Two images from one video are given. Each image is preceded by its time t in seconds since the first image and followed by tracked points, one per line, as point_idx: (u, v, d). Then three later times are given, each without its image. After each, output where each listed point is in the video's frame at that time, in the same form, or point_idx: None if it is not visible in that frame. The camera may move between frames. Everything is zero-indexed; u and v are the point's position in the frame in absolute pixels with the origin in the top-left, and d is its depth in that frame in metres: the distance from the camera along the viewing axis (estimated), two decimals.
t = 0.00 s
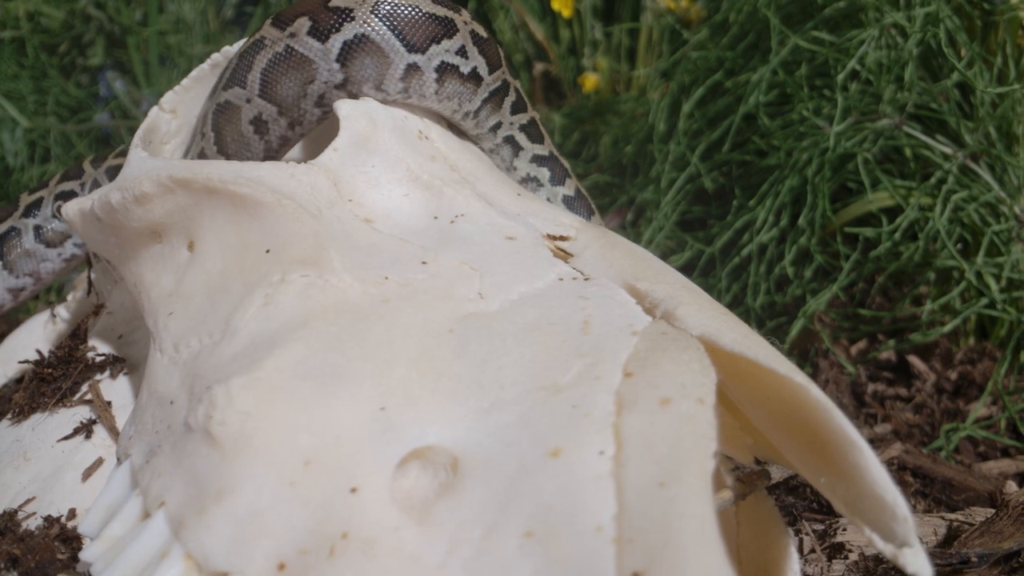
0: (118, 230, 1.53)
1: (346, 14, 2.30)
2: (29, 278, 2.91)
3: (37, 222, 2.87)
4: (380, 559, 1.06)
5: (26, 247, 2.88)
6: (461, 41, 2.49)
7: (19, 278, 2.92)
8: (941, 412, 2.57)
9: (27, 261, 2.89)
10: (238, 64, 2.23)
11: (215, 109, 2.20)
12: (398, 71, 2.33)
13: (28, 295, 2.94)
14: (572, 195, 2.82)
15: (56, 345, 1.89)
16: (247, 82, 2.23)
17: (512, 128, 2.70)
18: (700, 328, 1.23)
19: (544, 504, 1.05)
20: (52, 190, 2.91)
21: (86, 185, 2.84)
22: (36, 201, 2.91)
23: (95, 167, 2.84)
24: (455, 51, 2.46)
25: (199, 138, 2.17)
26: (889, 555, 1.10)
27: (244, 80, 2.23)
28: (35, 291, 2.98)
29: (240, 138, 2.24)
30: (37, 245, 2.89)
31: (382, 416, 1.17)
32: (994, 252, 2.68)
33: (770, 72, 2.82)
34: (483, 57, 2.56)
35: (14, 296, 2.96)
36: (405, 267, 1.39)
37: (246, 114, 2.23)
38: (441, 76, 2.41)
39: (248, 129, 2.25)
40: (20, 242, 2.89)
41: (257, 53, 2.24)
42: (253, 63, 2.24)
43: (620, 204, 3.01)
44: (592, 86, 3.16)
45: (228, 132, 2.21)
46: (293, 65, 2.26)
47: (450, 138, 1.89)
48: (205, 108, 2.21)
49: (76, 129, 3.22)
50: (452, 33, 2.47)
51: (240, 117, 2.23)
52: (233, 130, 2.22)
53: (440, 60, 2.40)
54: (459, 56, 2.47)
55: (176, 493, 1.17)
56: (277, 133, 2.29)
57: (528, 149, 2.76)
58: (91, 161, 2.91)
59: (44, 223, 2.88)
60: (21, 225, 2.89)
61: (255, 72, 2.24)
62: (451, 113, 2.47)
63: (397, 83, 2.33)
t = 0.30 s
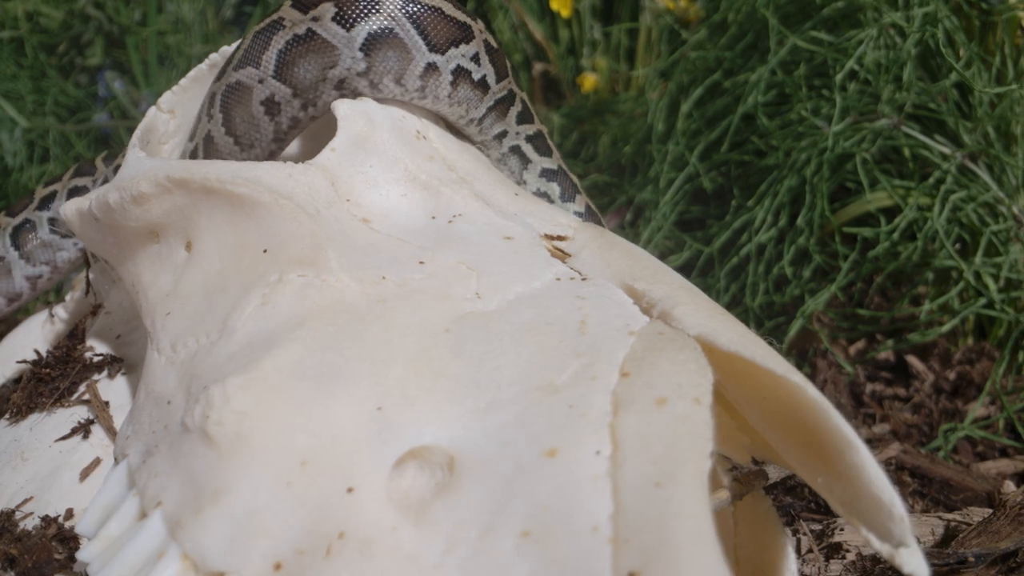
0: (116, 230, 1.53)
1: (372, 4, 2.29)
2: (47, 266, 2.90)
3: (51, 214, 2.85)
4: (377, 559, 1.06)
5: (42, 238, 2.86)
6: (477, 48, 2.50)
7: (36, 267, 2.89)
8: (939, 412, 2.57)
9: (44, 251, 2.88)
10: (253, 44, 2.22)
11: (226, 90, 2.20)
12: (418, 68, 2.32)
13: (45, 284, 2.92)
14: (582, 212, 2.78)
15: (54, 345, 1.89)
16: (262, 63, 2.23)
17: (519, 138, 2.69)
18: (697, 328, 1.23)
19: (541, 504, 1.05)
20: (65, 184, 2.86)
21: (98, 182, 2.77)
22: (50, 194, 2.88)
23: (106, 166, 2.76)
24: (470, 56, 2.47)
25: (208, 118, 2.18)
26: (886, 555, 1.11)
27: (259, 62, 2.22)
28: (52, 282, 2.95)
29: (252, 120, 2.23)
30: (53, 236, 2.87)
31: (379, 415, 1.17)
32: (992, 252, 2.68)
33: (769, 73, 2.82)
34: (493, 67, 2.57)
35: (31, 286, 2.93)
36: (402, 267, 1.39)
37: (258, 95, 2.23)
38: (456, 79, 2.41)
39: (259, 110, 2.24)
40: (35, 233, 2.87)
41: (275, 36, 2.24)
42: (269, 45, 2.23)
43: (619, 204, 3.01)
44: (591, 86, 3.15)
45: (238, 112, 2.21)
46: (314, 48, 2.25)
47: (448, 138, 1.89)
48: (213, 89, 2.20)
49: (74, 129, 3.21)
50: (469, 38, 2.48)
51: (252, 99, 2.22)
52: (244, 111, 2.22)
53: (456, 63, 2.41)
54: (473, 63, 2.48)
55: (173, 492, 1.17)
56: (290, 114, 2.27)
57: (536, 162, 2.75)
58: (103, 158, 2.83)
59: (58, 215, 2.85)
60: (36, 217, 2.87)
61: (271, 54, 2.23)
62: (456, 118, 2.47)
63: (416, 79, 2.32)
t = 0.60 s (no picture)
0: (113, 230, 1.53)
1: (398, 8, 2.33)
2: (61, 256, 2.85)
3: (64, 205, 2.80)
4: (372, 560, 1.06)
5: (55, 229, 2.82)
6: (487, 61, 2.55)
7: (50, 257, 2.85)
8: (937, 412, 2.57)
9: (57, 242, 2.84)
10: (269, 32, 2.25)
11: (236, 75, 2.23)
12: (436, 75, 2.37)
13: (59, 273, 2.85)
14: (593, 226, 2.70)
15: (52, 345, 1.89)
16: (277, 51, 2.24)
17: (526, 150, 2.73)
18: (693, 328, 1.23)
19: (536, 504, 1.05)
20: (78, 180, 2.81)
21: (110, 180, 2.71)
22: (64, 188, 2.85)
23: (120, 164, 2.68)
24: (481, 69, 2.51)
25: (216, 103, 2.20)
26: (882, 555, 1.10)
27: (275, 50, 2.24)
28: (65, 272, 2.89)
29: (262, 107, 2.23)
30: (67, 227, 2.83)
31: (375, 415, 1.17)
32: (990, 252, 2.69)
33: (767, 73, 2.82)
34: (499, 78, 2.61)
35: (44, 275, 2.86)
36: (400, 267, 1.39)
37: (270, 83, 2.24)
38: (467, 90, 2.46)
39: (271, 97, 2.24)
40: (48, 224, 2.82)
41: (294, 25, 2.26)
42: (285, 33, 2.25)
43: (617, 204, 3.01)
44: (589, 86, 3.16)
45: (248, 97, 2.22)
46: (334, 41, 2.26)
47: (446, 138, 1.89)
48: (223, 74, 2.23)
49: (72, 129, 3.21)
50: (482, 51, 2.53)
51: (264, 87, 2.23)
52: (253, 97, 2.23)
53: (469, 74, 2.46)
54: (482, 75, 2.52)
55: (169, 493, 1.17)
56: (303, 103, 2.27)
57: (546, 178, 2.76)
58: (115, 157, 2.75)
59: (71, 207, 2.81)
60: (49, 209, 2.83)
61: (288, 42, 2.25)
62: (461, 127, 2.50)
63: (432, 86, 2.36)
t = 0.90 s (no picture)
0: (110, 230, 1.54)
1: (420, 14, 2.38)
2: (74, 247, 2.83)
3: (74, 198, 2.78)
4: (368, 560, 1.06)
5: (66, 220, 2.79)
6: (495, 72, 2.61)
7: (63, 248, 2.84)
8: (935, 412, 2.58)
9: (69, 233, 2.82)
10: (287, 23, 2.26)
11: (247, 62, 2.25)
12: (449, 84, 2.43)
13: (72, 264, 2.85)
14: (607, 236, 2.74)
15: (49, 345, 1.88)
16: (294, 42, 2.26)
17: (535, 162, 2.78)
18: (690, 328, 1.23)
19: (531, 505, 1.05)
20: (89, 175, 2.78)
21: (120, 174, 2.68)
22: (75, 182, 2.82)
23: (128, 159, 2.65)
24: (489, 80, 2.58)
25: (224, 89, 2.23)
26: (877, 555, 1.10)
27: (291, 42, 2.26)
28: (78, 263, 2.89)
29: (273, 97, 2.26)
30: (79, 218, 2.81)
31: (371, 415, 1.17)
32: (988, 252, 2.69)
33: (765, 73, 2.83)
34: (505, 89, 2.67)
35: (58, 266, 2.86)
36: (396, 267, 1.39)
37: (284, 74, 2.26)
38: (474, 100, 2.51)
39: (283, 88, 2.27)
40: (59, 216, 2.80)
41: (314, 18, 2.27)
42: (304, 25, 2.26)
43: (616, 204, 3.01)
44: (587, 86, 3.16)
45: (258, 86, 2.25)
46: (356, 40, 2.28)
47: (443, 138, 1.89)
48: (234, 59, 2.24)
49: (71, 129, 3.21)
50: (491, 62, 2.59)
51: (277, 78, 2.25)
52: (265, 87, 2.25)
53: (478, 85, 2.52)
54: (489, 86, 2.58)
55: (165, 493, 1.17)
56: (317, 97, 2.29)
57: (558, 190, 2.81)
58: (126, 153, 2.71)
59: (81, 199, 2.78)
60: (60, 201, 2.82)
61: (306, 35, 2.26)
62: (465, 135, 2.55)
63: (444, 94, 2.42)
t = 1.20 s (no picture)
0: (106, 230, 1.53)
1: (451, 20, 2.41)
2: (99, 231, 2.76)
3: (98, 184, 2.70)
4: (362, 560, 1.06)
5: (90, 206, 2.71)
6: (506, 87, 2.62)
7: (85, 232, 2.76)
8: (932, 412, 2.58)
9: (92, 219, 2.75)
10: (322, 7, 2.26)
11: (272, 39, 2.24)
12: (465, 92, 2.45)
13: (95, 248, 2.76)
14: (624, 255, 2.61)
15: (45, 345, 1.88)
16: (327, 26, 2.25)
17: (549, 182, 2.74)
18: (684, 328, 1.23)
19: (525, 505, 1.06)
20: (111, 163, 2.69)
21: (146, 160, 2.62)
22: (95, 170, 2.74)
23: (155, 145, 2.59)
24: (500, 94, 2.58)
25: (247, 66, 2.23)
26: (871, 554, 1.11)
27: (326, 25, 2.25)
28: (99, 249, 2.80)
29: (298, 78, 2.25)
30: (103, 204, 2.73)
31: (365, 415, 1.17)
32: (985, 252, 2.69)
33: (763, 73, 2.83)
34: (515, 103, 2.67)
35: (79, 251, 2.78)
36: (392, 267, 1.39)
37: (313, 56, 2.24)
38: (483, 112, 2.53)
39: (311, 71, 2.26)
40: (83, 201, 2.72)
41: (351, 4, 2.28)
42: (338, 10, 2.27)
43: (614, 204, 3.01)
44: (587, 86, 3.12)
45: (283, 65, 2.23)
46: (390, 33, 2.30)
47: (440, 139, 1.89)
48: (261, 36, 2.24)
49: (69, 129, 3.21)
50: (503, 77, 2.60)
51: (305, 58, 2.24)
52: (290, 66, 2.24)
53: (488, 97, 2.53)
54: (499, 100, 2.59)
55: (159, 493, 1.17)
56: (346, 83, 2.28)
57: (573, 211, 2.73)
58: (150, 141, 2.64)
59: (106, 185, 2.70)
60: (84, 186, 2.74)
61: (340, 20, 2.25)
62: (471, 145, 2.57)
63: (458, 102, 2.44)
